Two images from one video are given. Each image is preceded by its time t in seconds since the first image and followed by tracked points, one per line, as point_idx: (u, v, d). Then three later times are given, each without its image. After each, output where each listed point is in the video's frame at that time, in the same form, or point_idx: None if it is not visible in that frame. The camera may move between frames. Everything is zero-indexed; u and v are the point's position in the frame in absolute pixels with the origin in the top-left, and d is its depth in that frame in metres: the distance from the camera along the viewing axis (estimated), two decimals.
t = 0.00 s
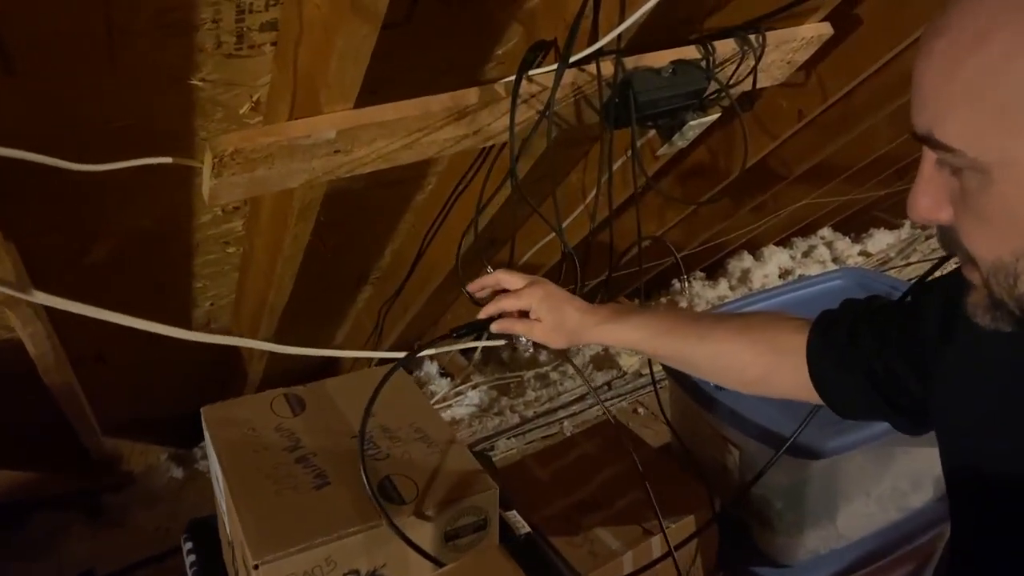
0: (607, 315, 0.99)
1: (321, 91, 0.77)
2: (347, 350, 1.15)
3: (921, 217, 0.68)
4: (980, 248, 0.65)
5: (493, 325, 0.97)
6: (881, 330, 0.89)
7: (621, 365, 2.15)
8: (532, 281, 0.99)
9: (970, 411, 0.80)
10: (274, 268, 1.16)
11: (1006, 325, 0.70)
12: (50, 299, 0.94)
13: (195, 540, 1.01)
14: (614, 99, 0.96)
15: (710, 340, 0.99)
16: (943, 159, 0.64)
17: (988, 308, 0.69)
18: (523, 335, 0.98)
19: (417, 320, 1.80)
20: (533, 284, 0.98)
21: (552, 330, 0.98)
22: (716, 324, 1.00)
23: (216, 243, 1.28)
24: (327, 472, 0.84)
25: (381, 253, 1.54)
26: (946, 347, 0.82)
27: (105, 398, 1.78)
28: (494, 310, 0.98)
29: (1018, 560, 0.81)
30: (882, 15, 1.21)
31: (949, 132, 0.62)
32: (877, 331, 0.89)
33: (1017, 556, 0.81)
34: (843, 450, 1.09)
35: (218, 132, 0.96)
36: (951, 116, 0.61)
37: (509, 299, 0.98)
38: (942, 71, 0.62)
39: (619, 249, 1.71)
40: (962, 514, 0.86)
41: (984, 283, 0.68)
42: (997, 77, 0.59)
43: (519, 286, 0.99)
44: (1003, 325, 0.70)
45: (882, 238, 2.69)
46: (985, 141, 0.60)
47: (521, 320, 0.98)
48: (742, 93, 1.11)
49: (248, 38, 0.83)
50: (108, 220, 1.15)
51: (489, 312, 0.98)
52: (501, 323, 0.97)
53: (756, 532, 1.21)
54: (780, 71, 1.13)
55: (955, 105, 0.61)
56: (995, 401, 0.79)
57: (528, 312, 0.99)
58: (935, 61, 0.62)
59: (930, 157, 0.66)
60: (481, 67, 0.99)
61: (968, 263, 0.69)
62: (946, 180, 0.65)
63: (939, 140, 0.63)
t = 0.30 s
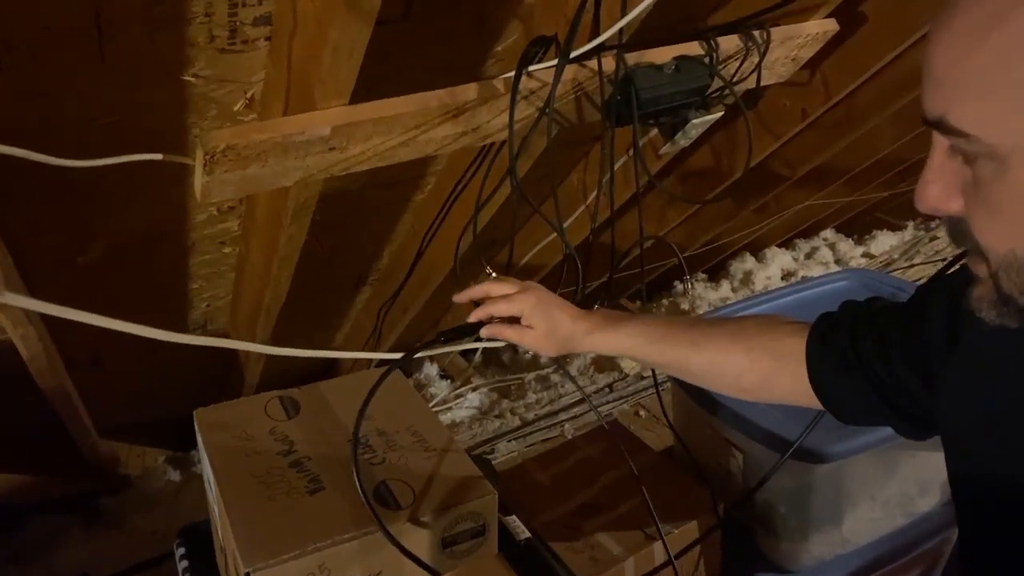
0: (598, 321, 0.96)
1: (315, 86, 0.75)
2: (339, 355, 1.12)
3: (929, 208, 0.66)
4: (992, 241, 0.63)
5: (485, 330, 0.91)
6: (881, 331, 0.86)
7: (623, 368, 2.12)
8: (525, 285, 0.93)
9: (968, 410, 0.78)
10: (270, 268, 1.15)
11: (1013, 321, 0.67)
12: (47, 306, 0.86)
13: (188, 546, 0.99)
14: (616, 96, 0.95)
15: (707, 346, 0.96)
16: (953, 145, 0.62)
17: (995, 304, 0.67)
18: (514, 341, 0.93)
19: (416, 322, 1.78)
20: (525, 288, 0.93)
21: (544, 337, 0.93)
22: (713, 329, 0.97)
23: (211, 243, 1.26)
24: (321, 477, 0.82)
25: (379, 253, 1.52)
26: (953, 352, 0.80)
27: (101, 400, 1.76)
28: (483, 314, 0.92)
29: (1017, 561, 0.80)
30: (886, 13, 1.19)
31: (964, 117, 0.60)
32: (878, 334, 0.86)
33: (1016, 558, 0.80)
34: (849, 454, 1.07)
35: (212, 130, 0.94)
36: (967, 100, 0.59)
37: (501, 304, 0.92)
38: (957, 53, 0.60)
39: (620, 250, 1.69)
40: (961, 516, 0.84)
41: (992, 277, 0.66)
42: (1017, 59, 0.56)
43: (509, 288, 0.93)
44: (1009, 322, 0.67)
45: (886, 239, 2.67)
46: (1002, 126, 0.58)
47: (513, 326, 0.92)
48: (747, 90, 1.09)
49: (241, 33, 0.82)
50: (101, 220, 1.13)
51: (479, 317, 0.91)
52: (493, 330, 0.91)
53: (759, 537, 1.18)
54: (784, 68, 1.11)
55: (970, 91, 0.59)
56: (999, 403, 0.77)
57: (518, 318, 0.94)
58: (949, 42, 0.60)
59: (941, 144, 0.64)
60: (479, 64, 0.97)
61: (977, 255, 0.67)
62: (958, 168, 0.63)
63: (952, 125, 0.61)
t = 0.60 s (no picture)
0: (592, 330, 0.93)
1: (314, 83, 0.73)
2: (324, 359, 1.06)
3: (944, 203, 0.65)
4: (1012, 239, 0.61)
5: (468, 346, 0.88)
6: (880, 333, 0.85)
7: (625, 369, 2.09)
8: (508, 300, 0.91)
9: (968, 410, 0.77)
10: (268, 268, 1.13)
11: None
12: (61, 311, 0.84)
13: (185, 549, 0.98)
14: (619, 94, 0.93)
15: (701, 353, 0.94)
16: (969, 138, 0.61)
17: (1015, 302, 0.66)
18: (499, 357, 0.90)
19: (417, 324, 1.76)
20: (509, 303, 0.91)
21: (530, 353, 0.91)
22: (708, 335, 0.95)
23: (210, 243, 1.25)
24: (320, 480, 0.81)
25: (379, 254, 1.50)
26: (959, 352, 0.78)
27: (99, 401, 1.75)
28: (466, 330, 0.90)
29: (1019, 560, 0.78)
30: (891, 11, 1.18)
31: (981, 109, 0.58)
32: (878, 334, 0.85)
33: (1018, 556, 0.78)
34: (856, 457, 1.05)
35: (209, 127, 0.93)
36: (985, 92, 0.58)
37: (484, 320, 0.89)
38: (973, 45, 0.58)
39: (621, 250, 1.68)
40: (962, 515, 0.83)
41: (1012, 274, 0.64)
42: None
43: (492, 304, 0.91)
44: None
45: (889, 240, 2.65)
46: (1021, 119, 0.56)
47: (498, 342, 0.90)
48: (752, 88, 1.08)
49: (238, 28, 0.81)
50: (99, 219, 1.12)
51: (461, 332, 0.89)
52: (476, 345, 0.88)
53: (763, 540, 1.17)
54: (790, 66, 1.09)
55: (986, 82, 0.58)
56: (1000, 404, 0.75)
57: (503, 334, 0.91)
58: (964, 34, 0.59)
59: (957, 138, 0.63)
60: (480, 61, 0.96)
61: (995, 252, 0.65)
62: (975, 162, 0.62)
63: (968, 118, 0.59)
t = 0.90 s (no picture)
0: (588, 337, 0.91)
1: (306, 79, 0.72)
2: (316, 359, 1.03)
3: (953, 198, 0.63)
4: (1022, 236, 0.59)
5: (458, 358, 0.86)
6: (882, 334, 0.83)
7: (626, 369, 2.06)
8: (499, 310, 0.88)
9: (974, 408, 0.74)
10: (263, 268, 1.12)
11: None
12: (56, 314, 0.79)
13: (178, 552, 0.97)
14: (617, 91, 0.92)
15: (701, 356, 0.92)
16: (980, 132, 0.59)
17: None
18: (491, 369, 0.87)
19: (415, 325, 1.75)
20: (499, 313, 0.88)
21: (522, 364, 0.88)
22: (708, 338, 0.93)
23: (205, 243, 1.23)
24: (312, 483, 0.80)
25: (377, 254, 1.49)
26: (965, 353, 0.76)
27: (95, 401, 1.73)
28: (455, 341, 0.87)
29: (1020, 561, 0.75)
30: (893, 8, 1.16)
31: (990, 101, 0.57)
32: (880, 335, 0.84)
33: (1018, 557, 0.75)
34: (861, 458, 1.04)
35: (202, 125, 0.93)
36: (994, 83, 0.56)
37: (473, 330, 0.87)
38: (984, 34, 0.57)
39: (621, 250, 1.66)
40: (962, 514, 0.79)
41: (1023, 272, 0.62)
42: None
43: (481, 314, 0.88)
44: None
45: (890, 240, 2.64)
46: None
47: (487, 353, 0.87)
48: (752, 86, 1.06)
49: (230, 24, 0.80)
50: (90, 218, 1.11)
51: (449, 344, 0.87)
52: (465, 356, 0.86)
53: (764, 543, 1.16)
54: (791, 63, 1.08)
55: (995, 71, 0.56)
56: (1006, 400, 0.72)
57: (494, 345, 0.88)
58: (974, 24, 0.58)
59: (968, 131, 0.61)
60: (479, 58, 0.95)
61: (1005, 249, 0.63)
62: (985, 156, 0.60)
63: (977, 109, 0.58)
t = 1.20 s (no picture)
0: (588, 339, 0.88)
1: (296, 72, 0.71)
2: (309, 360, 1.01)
3: (971, 185, 0.62)
4: None
5: (454, 370, 0.84)
6: (891, 338, 0.80)
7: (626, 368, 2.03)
8: (491, 316, 0.87)
9: (991, 414, 0.73)
10: (257, 266, 1.10)
11: None
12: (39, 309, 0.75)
13: (169, 555, 0.95)
14: (615, 87, 0.90)
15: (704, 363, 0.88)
16: (1004, 114, 0.59)
17: None
18: (489, 377, 0.86)
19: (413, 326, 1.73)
20: (492, 319, 0.86)
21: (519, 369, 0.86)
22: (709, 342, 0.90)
23: (199, 241, 1.22)
24: (304, 484, 0.79)
25: (374, 253, 1.48)
26: (983, 364, 0.74)
27: (91, 399, 1.72)
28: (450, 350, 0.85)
29: None
30: (896, 4, 1.15)
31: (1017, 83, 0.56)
32: (890, 341, 0.80)
33: None
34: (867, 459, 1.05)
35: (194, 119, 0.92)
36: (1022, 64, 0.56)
37: (467, 337, 0.84)
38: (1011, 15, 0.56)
39: (620, 250, 1.65)
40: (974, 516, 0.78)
41: None
42: None
43: (473, 320, 0.86)
44: None
45: (892, 240, 2.62)
46: None
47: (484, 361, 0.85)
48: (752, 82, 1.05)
49: (220, 17, 0.79)
50: (83, 215, 1.09)
51: (445, 353, 0.84)
52: (463, 364, 0.84)
53: (764, 546, 1.14)
54: (792, 59, 1.07)
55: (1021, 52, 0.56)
56: None
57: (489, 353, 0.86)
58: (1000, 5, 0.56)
59: (991, 116, 0.60)
60: (475, 53, 0.94)
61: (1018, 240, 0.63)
62: (1008, 141, 0.59)
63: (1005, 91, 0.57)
